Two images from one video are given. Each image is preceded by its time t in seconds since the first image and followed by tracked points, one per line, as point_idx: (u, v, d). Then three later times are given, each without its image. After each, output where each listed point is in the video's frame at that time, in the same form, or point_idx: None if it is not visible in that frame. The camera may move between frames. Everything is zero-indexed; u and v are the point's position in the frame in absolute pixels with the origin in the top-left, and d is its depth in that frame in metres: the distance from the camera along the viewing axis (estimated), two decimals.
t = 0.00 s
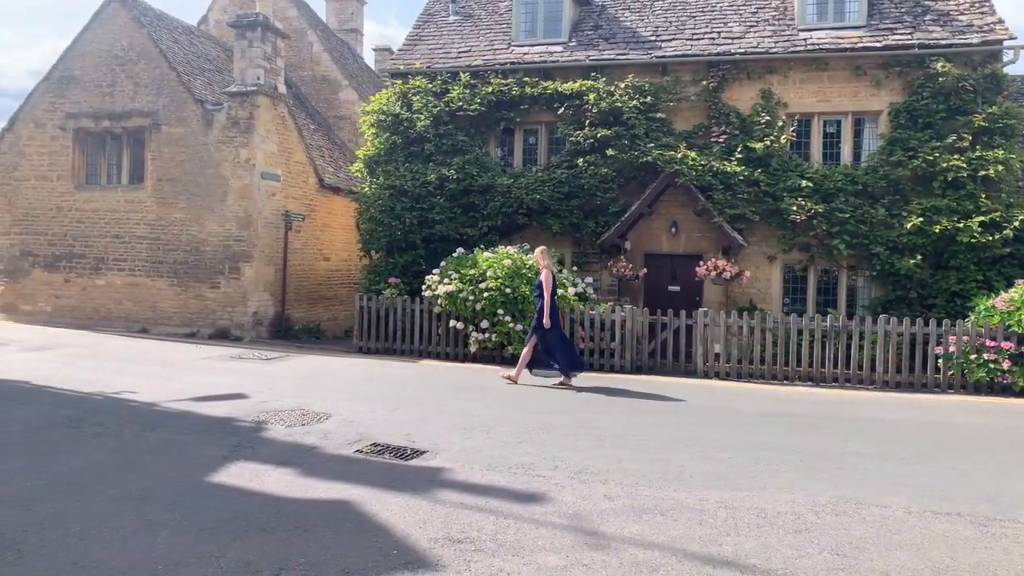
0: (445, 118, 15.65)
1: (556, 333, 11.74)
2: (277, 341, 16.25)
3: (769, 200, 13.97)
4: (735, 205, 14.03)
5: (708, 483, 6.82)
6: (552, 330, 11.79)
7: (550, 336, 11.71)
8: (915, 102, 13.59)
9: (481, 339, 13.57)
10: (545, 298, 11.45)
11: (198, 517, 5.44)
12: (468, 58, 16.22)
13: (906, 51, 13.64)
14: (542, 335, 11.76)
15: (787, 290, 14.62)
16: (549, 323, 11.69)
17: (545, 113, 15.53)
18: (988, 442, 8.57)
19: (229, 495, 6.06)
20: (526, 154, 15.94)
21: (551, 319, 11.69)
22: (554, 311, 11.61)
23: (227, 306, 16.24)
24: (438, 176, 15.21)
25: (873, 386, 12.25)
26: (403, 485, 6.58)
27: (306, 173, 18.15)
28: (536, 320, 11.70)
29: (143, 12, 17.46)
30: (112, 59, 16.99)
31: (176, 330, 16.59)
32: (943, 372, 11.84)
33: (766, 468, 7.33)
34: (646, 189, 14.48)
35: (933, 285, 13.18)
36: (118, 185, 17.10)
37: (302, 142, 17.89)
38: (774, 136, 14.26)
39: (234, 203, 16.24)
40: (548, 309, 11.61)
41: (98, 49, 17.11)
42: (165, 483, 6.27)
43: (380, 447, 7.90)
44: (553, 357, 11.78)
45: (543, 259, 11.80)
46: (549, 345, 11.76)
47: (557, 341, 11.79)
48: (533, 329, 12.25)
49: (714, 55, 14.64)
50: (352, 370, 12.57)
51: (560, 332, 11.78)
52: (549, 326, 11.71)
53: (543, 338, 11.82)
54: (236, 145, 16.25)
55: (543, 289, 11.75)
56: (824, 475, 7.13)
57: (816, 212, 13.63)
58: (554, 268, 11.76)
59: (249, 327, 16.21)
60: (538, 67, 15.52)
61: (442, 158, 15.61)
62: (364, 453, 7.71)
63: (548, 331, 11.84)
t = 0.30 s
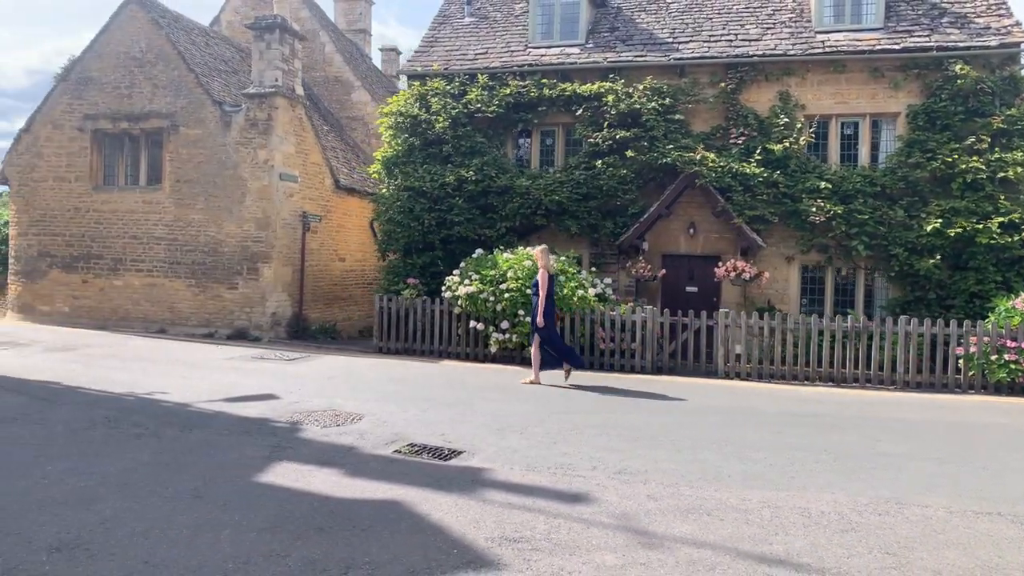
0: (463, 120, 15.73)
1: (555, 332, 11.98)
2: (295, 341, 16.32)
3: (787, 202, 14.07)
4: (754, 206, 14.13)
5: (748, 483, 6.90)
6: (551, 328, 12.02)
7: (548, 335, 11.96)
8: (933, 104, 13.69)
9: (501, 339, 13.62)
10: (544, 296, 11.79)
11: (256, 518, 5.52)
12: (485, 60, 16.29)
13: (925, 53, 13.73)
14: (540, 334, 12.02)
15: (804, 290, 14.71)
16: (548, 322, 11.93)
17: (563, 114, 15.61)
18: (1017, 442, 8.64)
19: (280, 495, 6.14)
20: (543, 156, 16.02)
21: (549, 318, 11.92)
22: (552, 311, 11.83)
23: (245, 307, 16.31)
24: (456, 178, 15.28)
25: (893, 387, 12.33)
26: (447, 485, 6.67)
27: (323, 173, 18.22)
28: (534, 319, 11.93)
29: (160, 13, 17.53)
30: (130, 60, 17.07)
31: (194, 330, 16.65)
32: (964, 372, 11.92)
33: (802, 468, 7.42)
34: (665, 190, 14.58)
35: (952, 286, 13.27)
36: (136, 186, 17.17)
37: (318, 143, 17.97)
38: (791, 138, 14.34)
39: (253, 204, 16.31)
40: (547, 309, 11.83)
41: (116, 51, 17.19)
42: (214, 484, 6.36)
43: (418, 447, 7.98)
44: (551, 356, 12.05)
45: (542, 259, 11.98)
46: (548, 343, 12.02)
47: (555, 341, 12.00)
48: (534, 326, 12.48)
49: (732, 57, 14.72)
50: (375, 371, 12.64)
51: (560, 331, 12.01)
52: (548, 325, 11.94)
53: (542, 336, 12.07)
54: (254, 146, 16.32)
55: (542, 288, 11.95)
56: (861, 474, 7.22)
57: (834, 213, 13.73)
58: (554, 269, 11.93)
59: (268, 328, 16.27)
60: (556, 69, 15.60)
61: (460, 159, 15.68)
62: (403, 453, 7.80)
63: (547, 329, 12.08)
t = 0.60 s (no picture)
0: (481, 121, 15.79)
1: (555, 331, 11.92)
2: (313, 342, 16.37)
3: (806, 203, 14.14)
4: (774, 207, 14.18)
5: (786, 483, 6.96)
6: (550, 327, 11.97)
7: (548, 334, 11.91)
8: (952, 106, 13.75)
9: (521, 340, 13.66)
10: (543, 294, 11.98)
11: (309, 517, 5.56)
12: (503, 61, 16.34)
13: (943, 55, 13.80)
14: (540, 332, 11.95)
15: (822, 291, 14.77)
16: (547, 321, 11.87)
17: (581, 116, 15.67)
18: None
19: (327, 495, 6.19)
20: (561, 157, 16.07)
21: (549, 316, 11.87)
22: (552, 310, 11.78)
23: (263, 307, 16.36)
24: (474, 179, 15.34)
25: (913, 387, 12.39)
26: (490, 484, 6.72)
27: (339, 174, 18.28)
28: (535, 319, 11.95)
29: (177, 15, 17.58)
30: (147, 62, 17.11)
31: (211, 331, 16.70)
32: (985, 373, 11.98)
33: (838, 468, 7.48)
34: (684, 191, 14.64)
35: (972, 287, 13.34)
36: (153, 187, 17.22)
37: (335, 144, 18.04)
38: (810, 139, 14.41)
39: (270, 205, 16.37)
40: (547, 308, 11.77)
41: (132, 52, 17.23)
42: (260, 484, 6.41)
43: (454, 447, 8.03)
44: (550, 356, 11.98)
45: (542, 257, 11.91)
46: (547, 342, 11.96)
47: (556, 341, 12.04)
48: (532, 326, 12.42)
49: (750, 59, 14.78)
50: (398, 371, 12.69)
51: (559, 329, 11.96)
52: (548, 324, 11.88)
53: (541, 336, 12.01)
54: (271, 147, 16.37)
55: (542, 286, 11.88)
56: (897, 474, 7.28)
57: (854, 215, 13.81)
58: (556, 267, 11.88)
59: (285, 329, 16.32)
60: (574, 70, 15.66)
61: (478, 160, 15.73)
62: (440, 453, 7.85)
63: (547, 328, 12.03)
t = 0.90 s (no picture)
0: (498, 122, 15.81)
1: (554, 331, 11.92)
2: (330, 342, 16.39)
3: (825, 204, 14.18)
4: (793, 208, 14.21)
5: (826, 484, 6.99)
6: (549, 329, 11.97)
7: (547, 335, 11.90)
8: (971, 107, 13.79)
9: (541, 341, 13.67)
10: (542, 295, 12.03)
11: (361, 519, 5.59)
12: (519, 62, 16.36)
13: (962, 57, 13.83)
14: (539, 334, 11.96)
15: (840, 291, 14.80)
16: (545, 322, 11.88)
17: (598, 117, 15.70)
18: None
19: (374, 497, 6.22)
20: (577, 158, 16.10)
21: (547, 317, 11.88)
22: (550, 310, 11.79)
23: (280, 308, 16.37)
24: (492, 180, 15.36)
25: (934, 388, 12.43)
26: (533, 486, 6.75)
27: (354, 175, 18.29)
28: (533, 320, 11.95)
29: (192, 16, 17.59)
30: (163, 62, 17.13)
31: (228, 332, 16.72)
32: (1007, 373, 12.02)
33: (875, 469, 7.51)
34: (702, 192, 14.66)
35: (991, 288, 13.38)
36: (169, 188, 17.24)
37: (350, 145, 18.06)
38: (828, 141, 14.46)
39: (287, 206, 16.39)
40: (545, 309, 11.80)
41: (149, 53, 17.25)
42: (306, 486, 6.43)
43: (489, 449, 8.06)
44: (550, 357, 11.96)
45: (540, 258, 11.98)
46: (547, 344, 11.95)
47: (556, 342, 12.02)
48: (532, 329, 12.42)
49: (768, 60, 14.81)
50: (419, 372, 12.72)
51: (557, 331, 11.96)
52: (546, 326, 11.89)
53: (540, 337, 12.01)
54: (288, 148, 16.39)
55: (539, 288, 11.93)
56: (935, 475, 7.32)
57: (873, 215, 13.85)
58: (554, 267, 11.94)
59: (302, 329, 16.34)
60: (591, 71, 15.69)
61: (495, 161, 15.75)
62: (476, 455, 7.87)
63: (546, 329, 12.03)
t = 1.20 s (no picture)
0: (516, 123, 15.85)
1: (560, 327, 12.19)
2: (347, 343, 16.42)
3: (844, 205, 14.22)
4: (811, 209, 14.25)
5: (865, 485, 7.02)
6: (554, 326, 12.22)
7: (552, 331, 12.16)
8: (990, 108, 13.82)
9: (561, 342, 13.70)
10: (546, 294, 12.22)
11: (412, 521, 5.62)
12: (536, 63, 16.39)
13: (980, 58, 13.87)
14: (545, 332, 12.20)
15: (858, 291, 14.83)
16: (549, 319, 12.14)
17: (615, 118, 15.74)
18: None
19: (420, 498, 6.24)
20: (594, 158, 16.13)
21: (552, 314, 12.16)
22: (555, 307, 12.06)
23: (296, 309, 16.40)
24: (510, 180, 15.38)
25: (955, 388, 12.47)
26: (574, 487, 6.78)
27: (369, 175, 18.31)
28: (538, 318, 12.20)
29: (208, 16, 17.61)
30: (180, 63, 17.14)
31: (244, 332, 16.73)
32: None
33: (911, 470, 7.54)
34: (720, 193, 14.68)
35: (1010, 288, 13.42)
36: (185, 188, 17.25)
37: (366, 145, 18.08)
38: (847, 142, 14.50)
39: (304, 207, 16.41)
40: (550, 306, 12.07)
41: (165, 53, 17.26)
42: (350, 488, 6.46)
43: (524, 450, 8.09)
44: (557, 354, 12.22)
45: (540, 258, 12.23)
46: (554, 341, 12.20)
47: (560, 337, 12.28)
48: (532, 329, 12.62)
49: (785, 61, 14.84)
50: (441, 372, 12.74)
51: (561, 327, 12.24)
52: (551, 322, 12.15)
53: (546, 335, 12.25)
54: (305, 149, 16.41)
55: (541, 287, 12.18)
56: (971, 476, 7.35)
57: (893, 216, 13.89)
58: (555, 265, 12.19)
59: (319, 330, 16.37)
60: (608, 72, 15.72)
61: (512, 162, 15.77)
62: (512, 456, 7.91)
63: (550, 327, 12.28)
